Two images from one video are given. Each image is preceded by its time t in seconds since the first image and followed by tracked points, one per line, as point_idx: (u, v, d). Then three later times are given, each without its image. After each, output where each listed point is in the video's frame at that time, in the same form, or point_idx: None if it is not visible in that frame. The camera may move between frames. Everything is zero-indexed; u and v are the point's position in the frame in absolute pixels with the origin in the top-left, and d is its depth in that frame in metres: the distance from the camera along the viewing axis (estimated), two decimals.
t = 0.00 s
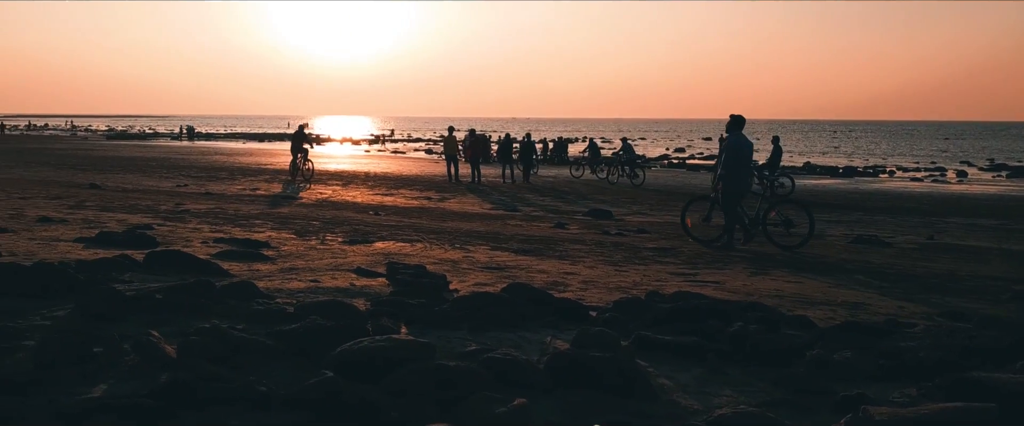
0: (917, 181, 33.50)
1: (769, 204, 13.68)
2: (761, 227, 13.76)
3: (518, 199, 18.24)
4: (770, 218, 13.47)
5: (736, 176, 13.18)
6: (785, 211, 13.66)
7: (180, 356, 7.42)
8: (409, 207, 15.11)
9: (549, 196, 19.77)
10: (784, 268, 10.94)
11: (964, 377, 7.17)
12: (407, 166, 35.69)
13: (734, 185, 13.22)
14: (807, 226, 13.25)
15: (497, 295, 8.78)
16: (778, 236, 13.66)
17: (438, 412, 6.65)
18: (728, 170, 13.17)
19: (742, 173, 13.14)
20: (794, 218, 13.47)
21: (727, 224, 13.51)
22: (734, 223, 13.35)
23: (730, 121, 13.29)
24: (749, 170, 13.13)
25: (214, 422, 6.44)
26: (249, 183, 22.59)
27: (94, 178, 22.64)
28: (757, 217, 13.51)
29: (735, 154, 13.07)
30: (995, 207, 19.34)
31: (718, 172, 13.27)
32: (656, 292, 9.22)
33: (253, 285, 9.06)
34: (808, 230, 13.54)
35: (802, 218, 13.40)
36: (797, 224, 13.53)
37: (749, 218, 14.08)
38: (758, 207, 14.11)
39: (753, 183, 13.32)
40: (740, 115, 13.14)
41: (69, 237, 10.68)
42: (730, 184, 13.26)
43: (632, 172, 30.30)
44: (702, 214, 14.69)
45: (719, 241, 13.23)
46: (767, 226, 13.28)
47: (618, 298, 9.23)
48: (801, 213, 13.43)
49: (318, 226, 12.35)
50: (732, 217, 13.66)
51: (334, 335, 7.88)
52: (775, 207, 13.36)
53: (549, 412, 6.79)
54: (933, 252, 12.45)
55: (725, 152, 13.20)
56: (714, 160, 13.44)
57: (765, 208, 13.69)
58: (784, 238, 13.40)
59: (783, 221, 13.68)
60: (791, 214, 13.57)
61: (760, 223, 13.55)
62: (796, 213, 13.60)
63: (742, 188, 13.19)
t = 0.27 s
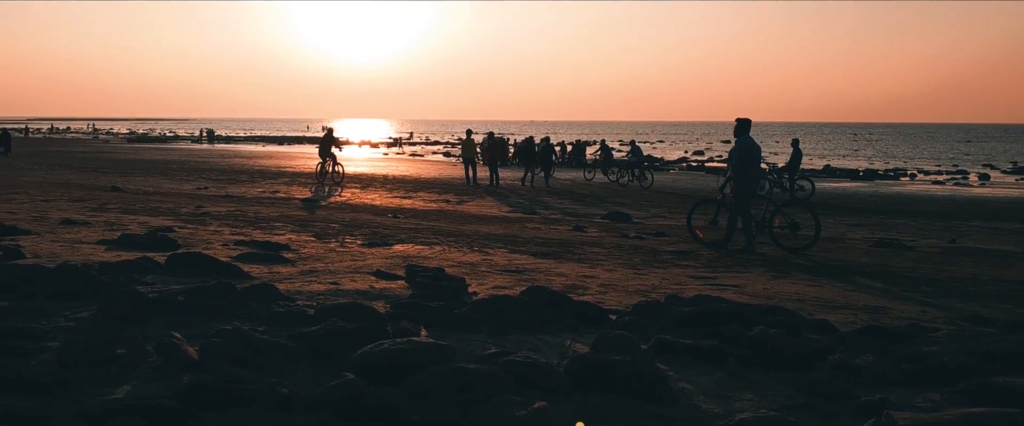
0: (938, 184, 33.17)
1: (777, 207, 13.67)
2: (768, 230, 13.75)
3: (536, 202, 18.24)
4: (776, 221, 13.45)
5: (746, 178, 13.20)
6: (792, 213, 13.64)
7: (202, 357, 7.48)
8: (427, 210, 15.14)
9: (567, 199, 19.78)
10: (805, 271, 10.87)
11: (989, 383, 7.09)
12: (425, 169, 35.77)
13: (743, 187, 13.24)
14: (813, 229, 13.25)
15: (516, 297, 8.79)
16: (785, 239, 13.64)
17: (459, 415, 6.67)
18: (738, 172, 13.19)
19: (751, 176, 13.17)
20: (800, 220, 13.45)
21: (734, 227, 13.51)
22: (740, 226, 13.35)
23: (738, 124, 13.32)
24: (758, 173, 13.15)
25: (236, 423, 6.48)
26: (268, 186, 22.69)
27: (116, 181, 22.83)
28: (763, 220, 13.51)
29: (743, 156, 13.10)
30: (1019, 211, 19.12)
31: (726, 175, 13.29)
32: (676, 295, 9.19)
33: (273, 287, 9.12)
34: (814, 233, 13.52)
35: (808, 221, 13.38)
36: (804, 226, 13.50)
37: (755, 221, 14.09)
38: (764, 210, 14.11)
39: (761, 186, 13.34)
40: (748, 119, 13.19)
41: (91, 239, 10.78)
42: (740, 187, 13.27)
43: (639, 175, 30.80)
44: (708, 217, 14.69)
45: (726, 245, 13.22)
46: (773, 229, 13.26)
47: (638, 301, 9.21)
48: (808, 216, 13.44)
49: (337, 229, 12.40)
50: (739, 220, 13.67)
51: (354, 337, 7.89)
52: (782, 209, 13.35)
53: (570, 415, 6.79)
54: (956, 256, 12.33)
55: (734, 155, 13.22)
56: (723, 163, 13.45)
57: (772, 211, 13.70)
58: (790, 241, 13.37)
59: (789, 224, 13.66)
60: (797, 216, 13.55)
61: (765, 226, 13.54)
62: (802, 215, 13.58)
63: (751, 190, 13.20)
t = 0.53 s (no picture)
0: (951, 186, 32.98)
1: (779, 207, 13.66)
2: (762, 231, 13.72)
3: (546, 203, 18.22)
4: (772, 221, 13.45)
5: (744, 180, 13.12)
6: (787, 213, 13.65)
7: (214, 358, 7.50)
8: (438, 211, 15.15)
9: (578, 200, 19.78)
10: (816, 273, 10.83)
11: (1003, 386, 7.04)
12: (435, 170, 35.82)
13: (744, 188, 13.15)
14: (809, 229, 13.28)
15: (527, 298, 8.78)
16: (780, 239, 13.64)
17: (470, 417, 6.67)
18: (736, 174, 13.10)
19: (752, 177, 13.08)
20: (795, 220, 13.44)
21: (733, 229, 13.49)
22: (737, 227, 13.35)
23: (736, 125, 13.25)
24: (756, 174, 13.08)
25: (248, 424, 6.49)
26: (279, 187, 22.76)
27: (128, 182, 22.94)
28: (760, 220, 13.49)
29: (743, 158, 13.02)
30: None
31: (726, 176, 13.20)
32: (687, 296, 9.17)
33: (285, 288, 9.14)
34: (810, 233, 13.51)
35: (803, 221, 13.37)
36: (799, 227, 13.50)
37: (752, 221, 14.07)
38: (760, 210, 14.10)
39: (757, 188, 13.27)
40: (744, 121, 13.15)
41: (104, 240, 10.83)
42: (738, 188, 13.19)
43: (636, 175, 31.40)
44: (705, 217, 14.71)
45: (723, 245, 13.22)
46: (769, 229, 13.26)
47: (649, 302, 9.19)
48: (803, 216, 13.43)
49: (348, 230, 12.41)
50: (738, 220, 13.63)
51: (365, 338, 7.90)
52: (777, 210, 13.34)
53: (581, 416, 6.78)
54: (969, 258, 12.25)
55: (731, 157, 13.13)
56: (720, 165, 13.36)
57: (767, 212, 13.66)
58: (785, 241, 13.36)
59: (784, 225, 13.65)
60: (793, 216, 13.55)
61: (761, 226, 13.54)
62: (797, 215, 13.58)
63: (749, 191, 13.13)
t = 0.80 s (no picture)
0: (958, 186, 32.90)
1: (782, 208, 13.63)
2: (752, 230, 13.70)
3: (552, 204, 18.22)
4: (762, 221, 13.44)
5: (738, 180, 13.05)
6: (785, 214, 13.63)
7: (221, 359, 7.51)
8: (444, 212, 15.16)
9: (584, 200, 19.77)
10: (823, 274, 10.80)
11: (1012, 389, 7.00)
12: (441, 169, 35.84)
13: (740, 189, 13.10)
14: (799, 228, 13.39)
15: (533, 300, 8.76)
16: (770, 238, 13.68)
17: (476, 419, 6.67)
18: (730, 174, 13.02)
19: (746, 177, 13.02)
20: (786, 221, 13.44)
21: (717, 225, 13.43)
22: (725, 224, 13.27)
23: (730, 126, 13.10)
24: (750, 175, 13.02)
25: None
26: (286, 187, 22.81)
27: (136, 182, 23.00)
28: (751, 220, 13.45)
29: (739, 158, 12.94)
30: None
31: (721, 177, 13.09)
32: (693, 298, 9.15)
33: (291, 289, 9.14)
34: (801, 233, 13.53)
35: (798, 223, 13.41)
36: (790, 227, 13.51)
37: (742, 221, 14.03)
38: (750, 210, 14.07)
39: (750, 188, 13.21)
40: (737, 121, 13.06)
41: (110, 241, 10.86)
42: (731, 188, 13.12)
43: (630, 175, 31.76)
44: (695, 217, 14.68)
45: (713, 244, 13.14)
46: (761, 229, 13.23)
47: (655, 304, 9.17)
48: (794, 215, 13.45)
49: (354, 230, 12.43)
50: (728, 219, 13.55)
51: (372, 340, 7.90)
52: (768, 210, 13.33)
53: (587, 419, 6.78)
54: (977, 259, 12.20)
55: (726, 157, 13.04)
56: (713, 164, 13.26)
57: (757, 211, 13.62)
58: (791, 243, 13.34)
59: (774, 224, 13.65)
60: (783, 217, 13.55)
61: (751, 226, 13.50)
62: (788, 215, 13.60)
63: (742, 191, 13.08)
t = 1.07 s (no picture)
0: (962, 186, 32.82)
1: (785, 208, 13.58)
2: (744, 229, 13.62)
3: (556, 204, 18.19)
4: (753, 221, 13.39)
5: (731, 180, 13.02)
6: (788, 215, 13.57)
7: (225, 360, 7.48)
8: (448, 212, 15.13)
9: (588, 200, 19.73)
10: (829, 275, 10.75)
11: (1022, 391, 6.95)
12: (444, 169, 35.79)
13: (730, 188, 13.07)
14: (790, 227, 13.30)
15: (538, 300, 8.73)
16: (760, 237, 13.57)
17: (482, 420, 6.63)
18: (722, 174, 13.00)
19: (738, 177, 13.00)
20: (788, 221, 13.40)
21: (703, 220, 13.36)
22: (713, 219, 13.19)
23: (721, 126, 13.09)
24: (742, 175, 12.99)
25: None
26: (289, 187, 22.78)
27: (139, 182, 22.98)
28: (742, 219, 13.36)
29: (730, 158, 12.91)
30: None
31: (713, 177, 13.08)
32: (699, 298, 9.11)
33: (295, 289, 9.10)
34: (793, 233, 13.43)
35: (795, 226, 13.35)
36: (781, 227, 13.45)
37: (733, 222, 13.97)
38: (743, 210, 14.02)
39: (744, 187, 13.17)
40: (728, 121, 13.03)
41: (114, 241, 10.83)
42: (724, 189, 13.10)
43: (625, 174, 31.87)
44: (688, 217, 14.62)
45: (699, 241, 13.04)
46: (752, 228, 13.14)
47: (660, 304, 9.13)
48: (785, 213, 13.37)
49: (358, 231, 12.40)
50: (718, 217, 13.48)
51: (376, 341, 7.87)
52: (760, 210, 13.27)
53: (594, 420, 6.74)
54: (983, 259, 12.15)
55: (718, 157, 13.02)
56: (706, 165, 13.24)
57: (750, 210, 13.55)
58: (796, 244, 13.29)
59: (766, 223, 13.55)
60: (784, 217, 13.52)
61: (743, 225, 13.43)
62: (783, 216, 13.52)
63: (736, 191, 13.05)
